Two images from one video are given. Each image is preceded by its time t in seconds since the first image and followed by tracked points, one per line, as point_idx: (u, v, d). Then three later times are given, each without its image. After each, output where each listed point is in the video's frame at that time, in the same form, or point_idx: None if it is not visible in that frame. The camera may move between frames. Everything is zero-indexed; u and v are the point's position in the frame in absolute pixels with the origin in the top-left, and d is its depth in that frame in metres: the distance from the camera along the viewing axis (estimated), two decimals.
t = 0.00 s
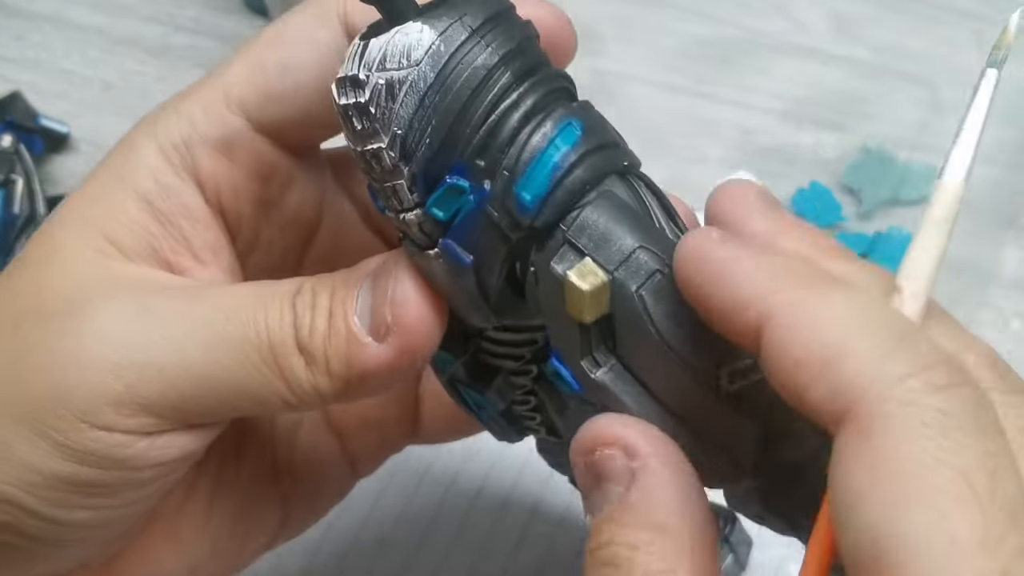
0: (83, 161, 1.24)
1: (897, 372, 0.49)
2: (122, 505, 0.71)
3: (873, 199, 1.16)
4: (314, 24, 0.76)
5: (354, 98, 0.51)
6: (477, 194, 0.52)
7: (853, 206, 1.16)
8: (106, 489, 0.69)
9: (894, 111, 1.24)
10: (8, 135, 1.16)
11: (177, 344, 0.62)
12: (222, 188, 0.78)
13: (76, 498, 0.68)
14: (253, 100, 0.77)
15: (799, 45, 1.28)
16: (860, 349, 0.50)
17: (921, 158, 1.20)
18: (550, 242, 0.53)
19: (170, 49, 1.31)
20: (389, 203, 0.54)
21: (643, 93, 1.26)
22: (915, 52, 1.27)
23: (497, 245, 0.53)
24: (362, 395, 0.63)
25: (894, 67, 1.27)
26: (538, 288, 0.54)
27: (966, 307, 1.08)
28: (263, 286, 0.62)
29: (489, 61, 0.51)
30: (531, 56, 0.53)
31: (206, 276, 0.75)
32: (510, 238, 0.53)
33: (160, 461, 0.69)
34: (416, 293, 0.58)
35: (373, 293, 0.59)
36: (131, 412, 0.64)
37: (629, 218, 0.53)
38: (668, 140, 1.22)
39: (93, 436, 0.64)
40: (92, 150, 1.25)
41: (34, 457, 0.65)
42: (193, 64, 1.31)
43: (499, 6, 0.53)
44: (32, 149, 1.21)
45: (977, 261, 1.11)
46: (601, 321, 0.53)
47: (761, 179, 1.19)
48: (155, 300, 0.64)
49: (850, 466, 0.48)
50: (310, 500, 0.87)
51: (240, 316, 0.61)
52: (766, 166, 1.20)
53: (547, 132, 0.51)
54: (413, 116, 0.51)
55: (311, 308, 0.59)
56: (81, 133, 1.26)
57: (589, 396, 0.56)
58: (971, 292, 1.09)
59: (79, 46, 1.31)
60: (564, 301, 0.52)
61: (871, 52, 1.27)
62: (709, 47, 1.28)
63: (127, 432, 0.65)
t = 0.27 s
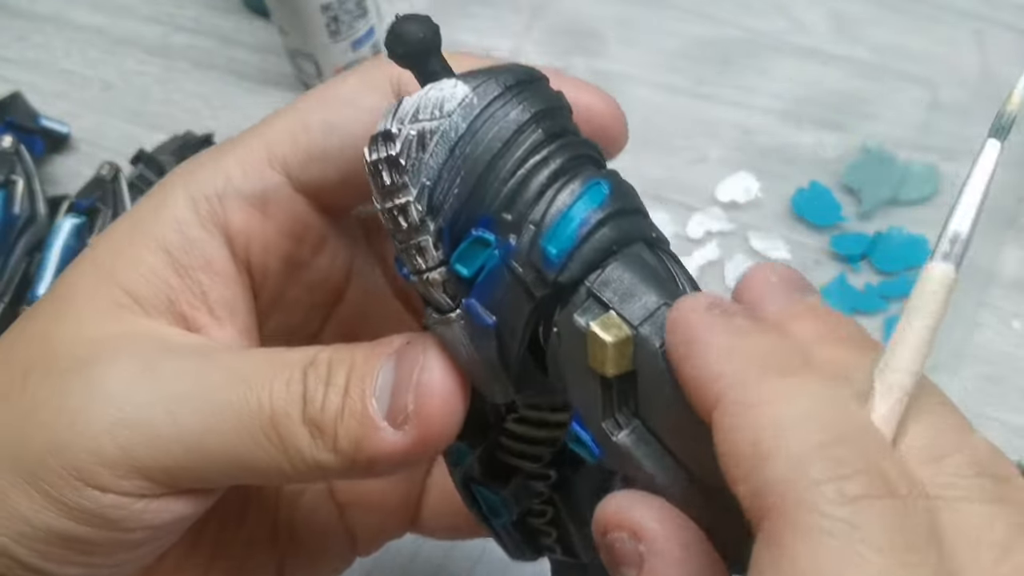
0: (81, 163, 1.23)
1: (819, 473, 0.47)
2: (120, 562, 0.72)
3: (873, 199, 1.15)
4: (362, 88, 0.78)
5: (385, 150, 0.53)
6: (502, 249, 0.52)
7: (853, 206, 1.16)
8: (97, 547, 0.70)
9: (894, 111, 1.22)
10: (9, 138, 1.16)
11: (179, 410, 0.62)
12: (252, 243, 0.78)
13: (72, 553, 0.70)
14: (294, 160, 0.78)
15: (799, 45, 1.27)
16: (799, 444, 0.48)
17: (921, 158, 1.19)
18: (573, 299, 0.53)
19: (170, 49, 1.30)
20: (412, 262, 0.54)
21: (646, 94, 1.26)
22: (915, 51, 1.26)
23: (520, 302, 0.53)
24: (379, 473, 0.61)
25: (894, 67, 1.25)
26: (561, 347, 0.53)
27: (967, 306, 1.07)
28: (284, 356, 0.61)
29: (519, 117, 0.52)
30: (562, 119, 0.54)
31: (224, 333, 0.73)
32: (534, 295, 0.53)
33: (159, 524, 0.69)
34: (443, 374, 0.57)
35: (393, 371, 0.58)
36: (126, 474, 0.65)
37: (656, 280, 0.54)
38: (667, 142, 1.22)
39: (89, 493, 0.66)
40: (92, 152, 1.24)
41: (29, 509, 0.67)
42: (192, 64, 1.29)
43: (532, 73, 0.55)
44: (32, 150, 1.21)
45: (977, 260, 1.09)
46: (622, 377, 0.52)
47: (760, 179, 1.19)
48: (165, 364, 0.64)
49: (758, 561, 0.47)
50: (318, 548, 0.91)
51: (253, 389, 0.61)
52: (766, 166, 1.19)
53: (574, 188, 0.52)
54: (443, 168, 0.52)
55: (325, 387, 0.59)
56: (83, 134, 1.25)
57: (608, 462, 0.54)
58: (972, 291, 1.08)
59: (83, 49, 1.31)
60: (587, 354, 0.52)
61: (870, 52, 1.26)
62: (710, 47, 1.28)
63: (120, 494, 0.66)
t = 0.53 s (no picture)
0: (80, 162, 1.24)
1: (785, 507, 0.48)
2: (123, 548, 0.74)
3: (873, 199, 1.16)
4: (367, 93, 0.82)
5: (385, 140, 0.56)
6: (491, 236, 0.54)
7: (853, 206, 1.16)
8: (100, 532, 0.71)
9: (895, 111, 1.24)
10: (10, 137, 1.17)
11: (182, 395, 0.64)
12: (256, 241, 0.82)
13: (78, 539, 0.71)
14: (299, 161, 0.82)
15: (799, 45, 1.29)
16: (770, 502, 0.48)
17: (921, 158, 1.20)
18: (557, 286, 0.54)
19: (170, 49, 1.32)
20: (407, 247, 0.57)
21: (645, 94, 1.28)
22: (915, 51, 1.27)
23: (507, 288, 0.54)
24: (376, 462, 0.63)
25: (894, 67, 1.27)
26: (543, 332, 0.54)
27: (968, 307, 1.08)
28: (287, 344, 0.63)
29: (511, 112, 0.55)
30: (556, 119, 0.57)
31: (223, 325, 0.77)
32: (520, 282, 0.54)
33: (162, 507, 0.71)
34: (439, 365, 0.59)
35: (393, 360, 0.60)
36: (129, 456, 0.66)
37: (640, 271, 0.54)
38: (666, 140, 1.24)
39: (91, 477, 0.67)
40: (92, 152, 1.25)
41: (32, 493, 0.68)
42: (192, 64, 1.31)
43: (530, 73, 0.58)
44: (32, 150, 1.21)
45: (978, 260, 1.11)
46: (602, 362, 0.52)
47: (760, 179, 1.20)
48: (169, 352, 0.66)
49: None
50: (318, 537, 0.93)
51: (255, 375, 0.62)
52: (766, 166, 1.21)
53: (562, 181, 0.54)
54: (437, 158, 0.55)
55: (325, 375, 0.60)
56: (82, 134, 1.26)
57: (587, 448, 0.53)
58: (973, 292, 1.09)
59: (87, 50, 1.32)
60: (567, 338, 0.52)
61: (871, 52, 1.28)
62: (708, 47, 1.30)
63: (125, 478, 0.67)
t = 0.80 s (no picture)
0: (80, 162, 1.25)
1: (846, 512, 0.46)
2: (119, 542, 0.74)
3: (873, 199, 1.16)
4: (367, 92, 0.82)
5: (382, 133, 0.57)
6: (485, 229, 0.55)
7: (853, 207, 1.17)
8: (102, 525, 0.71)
9: (895, 112, 1.25)
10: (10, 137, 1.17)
11: (182, 390, 0.65)
12: (257, 240, 0.83)
13: (82, 533, 0.72)
14: (299, 159, 0.82)
15: (799, 45, 1.30)
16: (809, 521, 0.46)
17: (922, 158, 1.21)
18: (550, 279, 0.54)
19: (170, 49, 1.32)
20: (404, 239, 0.58)
21: (644, 94, 1.29)
22: (915, 52, 1.28)
23: (500, 279, 0.55)
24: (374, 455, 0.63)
25: (894, 67, 1.28)
26: (535, 325, 0.54)
27: (968, 307, 1.08)
28: (288, 336, 0.64)
29: (507, 105, 0.56)
30: (552, 113, 0.57)
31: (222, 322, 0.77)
32: (514, 274, 0.55)
33: (162, 501, 0.71)
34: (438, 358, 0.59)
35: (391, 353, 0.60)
36: (131, 449, 0.67)
37: (633, 264, 0.54)
38: (665, 140, 1.25)
39: (92, 469, 0.67)
40: (92, 152, 1.25)
41: (34, 486, 0.68)
42: (191, 63, 1.31)
43: (528, 66, 0.58)
44: (32, 150, 1.22)
45: (978, 261, 1.12)
46: (594, 354, 0.52)
47: (760, 179, 1.20)
48: (169, 346, 0.66)
49: None
50: (319, 533, 0.93)
51: (254, 368, 0.63)
52: (766, 166, 1.21)
53: (556, 174, 0.55)
54: (433, 151, 0.56)
55: (324, 367, 0.60)
56: (83, 134, 1.27)
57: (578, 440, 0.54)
58: (973, 291, 1.09)
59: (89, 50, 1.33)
60: (558, 330, 0.53)
61: (871, 52, 1.28)
62: (708, 47, 1.31)
63: (127, 470, 0.68)
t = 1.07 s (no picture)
0: (80, 162, 1.25)
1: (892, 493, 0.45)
2: (116, 543, 0.74)
3: (873, 199, 1.16)
4: (367, 92, 0.82)
5: (383, 133, 0.57)
6: (485, 230, 0.55)
7: (853, 207, 1.17)
8: (102, 525, 0.71)
9: (895, 111, 1.25)
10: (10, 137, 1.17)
11: (182, 389, 0.65)
12: (257, 240, 0.83)
13: (83, 533, 0.72)
14: (300, 159, 0.83)
15: (799, 45, 1.30)
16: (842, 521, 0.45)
17: (921, 158, 1.21)
18: (550, 281, 0.54)
19: (170, 49, 1.33)
20: (404, 239, 0.58)
21: (644, 94, 1.29)
22: (915, 51, 1.28)
23: (499, 280, 0.55)
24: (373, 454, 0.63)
25: (894, 66, 1.28)
26: (534, 326, 0.54)
27: (968, 308, 1.09)
28: (288, 336, 0.64)
29: (507, 106, 0.56)
30: (553, 114, 0.58)
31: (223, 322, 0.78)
32: (513, 275, 0.55)
33: (163, 500, 0.72)
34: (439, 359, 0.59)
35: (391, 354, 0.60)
36: (132, 449, 0.67)
37: (632, 266, 0.54)
38: (665, 140, 1.25)
39: (93, 469, 0.68)
40: (93, 152, 1.25)
41: (35, 486, 0.69)
42: (191, 63, 1.31)
43: (529, 67, 0.59)
44: (33, 150, 1.22)
45: (978, 260, 1.12)
46: (592, 357, 0.53)
47: (761, 179, 1.21)
48: (170, 347, 0.67)
49: None
50: (320, 532, 0.93)
51: (255, 369, 0.63)
52: (767, 166, 1.22)
53: (556, 175, 0.55)
54: (433, 152, 0.56)
55: (326, 367, 0.61)
56: (83, 134, 1.27)
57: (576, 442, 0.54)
58: (973, 292, 1.10)
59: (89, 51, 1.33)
60: (557, 331, 0.53)
61: (871, 52, 1.29)
62: (709, 47, 1.31)
63: (127, 470, 0.68)
